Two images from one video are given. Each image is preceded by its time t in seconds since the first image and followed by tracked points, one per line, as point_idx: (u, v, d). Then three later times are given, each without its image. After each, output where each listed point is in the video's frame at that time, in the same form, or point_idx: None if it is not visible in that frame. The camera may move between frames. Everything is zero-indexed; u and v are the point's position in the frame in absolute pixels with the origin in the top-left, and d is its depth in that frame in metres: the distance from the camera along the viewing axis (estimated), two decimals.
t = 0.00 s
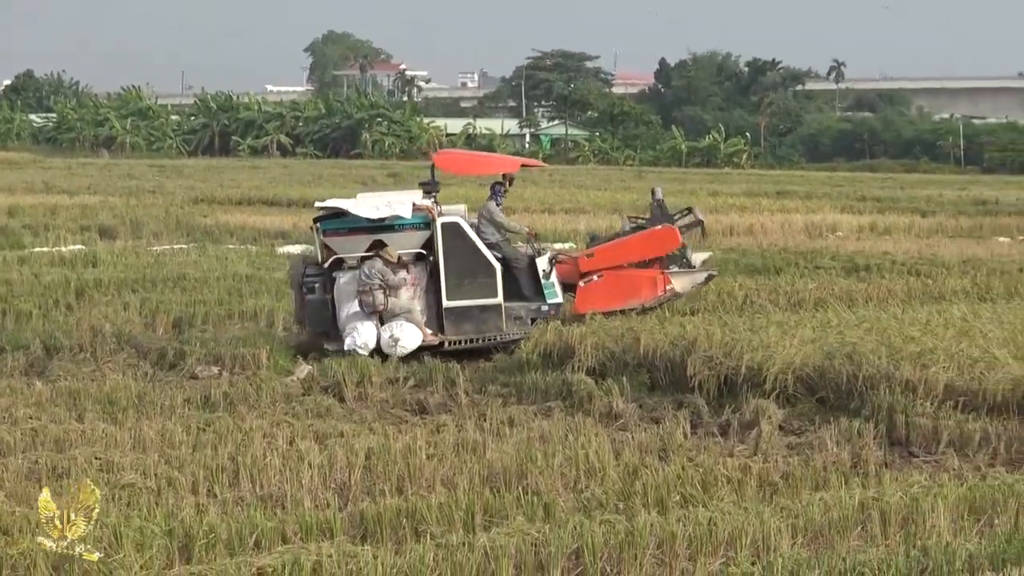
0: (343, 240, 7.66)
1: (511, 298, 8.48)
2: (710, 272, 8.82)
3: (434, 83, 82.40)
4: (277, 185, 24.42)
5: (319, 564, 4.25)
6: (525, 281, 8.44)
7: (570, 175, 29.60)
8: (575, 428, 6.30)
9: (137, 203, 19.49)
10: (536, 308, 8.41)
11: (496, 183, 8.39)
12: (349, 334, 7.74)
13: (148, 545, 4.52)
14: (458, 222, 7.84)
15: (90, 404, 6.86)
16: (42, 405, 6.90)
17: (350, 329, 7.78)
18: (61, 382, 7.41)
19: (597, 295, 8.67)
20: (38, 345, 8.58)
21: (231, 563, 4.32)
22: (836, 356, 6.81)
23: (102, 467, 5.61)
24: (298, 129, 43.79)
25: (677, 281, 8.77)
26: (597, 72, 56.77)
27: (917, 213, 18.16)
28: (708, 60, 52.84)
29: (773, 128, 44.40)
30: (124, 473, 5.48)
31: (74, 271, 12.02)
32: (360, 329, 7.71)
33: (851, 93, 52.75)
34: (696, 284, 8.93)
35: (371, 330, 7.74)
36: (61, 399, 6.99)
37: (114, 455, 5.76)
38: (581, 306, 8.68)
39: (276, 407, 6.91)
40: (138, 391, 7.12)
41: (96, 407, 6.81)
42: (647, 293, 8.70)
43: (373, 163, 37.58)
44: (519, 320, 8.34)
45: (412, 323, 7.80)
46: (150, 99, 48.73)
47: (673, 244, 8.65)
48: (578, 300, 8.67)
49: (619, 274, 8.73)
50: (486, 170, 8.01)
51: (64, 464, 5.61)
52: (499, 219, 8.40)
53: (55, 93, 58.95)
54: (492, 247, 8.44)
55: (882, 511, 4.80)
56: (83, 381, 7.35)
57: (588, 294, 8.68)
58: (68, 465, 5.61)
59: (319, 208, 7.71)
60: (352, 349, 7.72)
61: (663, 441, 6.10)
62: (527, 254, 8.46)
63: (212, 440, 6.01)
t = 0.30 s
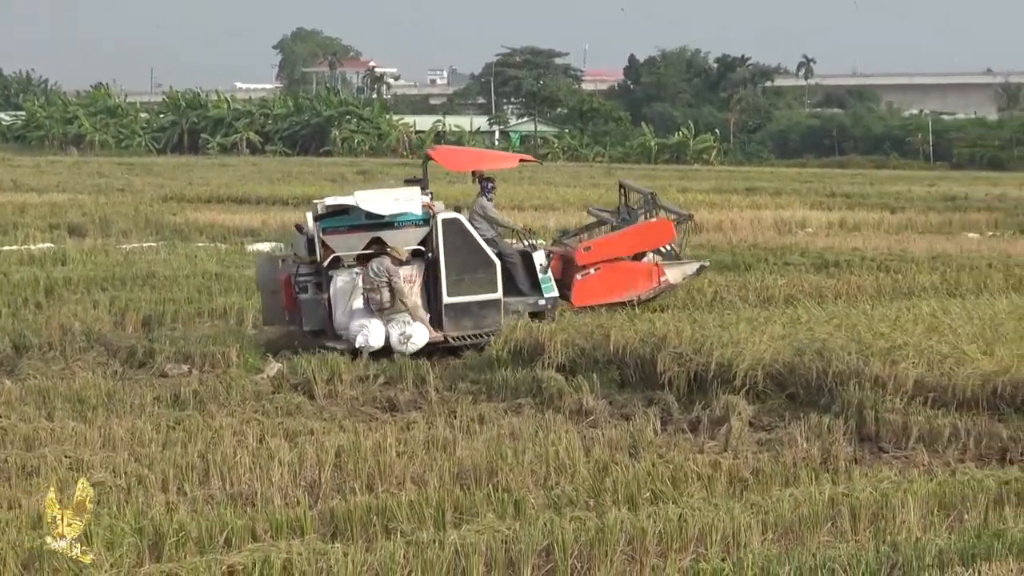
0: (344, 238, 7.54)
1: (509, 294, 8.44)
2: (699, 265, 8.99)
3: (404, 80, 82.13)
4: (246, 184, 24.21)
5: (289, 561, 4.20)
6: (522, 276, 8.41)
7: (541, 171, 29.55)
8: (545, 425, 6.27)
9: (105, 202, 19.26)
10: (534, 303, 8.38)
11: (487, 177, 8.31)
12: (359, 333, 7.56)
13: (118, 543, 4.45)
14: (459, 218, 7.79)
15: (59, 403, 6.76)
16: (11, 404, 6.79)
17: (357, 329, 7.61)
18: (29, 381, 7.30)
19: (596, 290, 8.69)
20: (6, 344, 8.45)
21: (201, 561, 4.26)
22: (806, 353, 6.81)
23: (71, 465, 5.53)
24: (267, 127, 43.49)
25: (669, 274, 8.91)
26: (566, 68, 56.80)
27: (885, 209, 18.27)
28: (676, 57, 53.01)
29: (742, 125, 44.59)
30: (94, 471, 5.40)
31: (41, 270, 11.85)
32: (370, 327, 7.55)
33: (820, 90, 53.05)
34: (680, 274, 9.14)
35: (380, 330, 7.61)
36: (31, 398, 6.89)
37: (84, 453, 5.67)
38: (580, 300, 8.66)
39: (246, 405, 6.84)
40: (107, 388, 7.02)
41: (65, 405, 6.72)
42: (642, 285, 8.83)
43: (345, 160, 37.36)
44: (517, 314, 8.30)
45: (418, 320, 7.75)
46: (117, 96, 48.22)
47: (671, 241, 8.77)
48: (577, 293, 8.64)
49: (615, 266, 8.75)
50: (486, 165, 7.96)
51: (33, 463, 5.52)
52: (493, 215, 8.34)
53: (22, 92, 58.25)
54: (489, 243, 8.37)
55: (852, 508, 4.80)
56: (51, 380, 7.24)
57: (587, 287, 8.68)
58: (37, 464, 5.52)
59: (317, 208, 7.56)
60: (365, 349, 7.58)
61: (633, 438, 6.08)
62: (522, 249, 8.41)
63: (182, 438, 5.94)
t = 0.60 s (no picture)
0: (352, 235, 7.50)
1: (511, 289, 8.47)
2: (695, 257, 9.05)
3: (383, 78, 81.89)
4: (225, 182, 24.04)
5: (270, 559, 4.16)
6: (524, 271, 8.45)
7: (521, 169, 29.52)
8: (527, 422, 6.25)
9: (84, 202, 19.08)
10: (536, 297, 8.42)
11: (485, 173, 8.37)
12: (373, 330, 7.50)
13: (100, 542, 4.41)
14: (464, 214, 7.83)
15: (39, 402, 6.70)
16: None
17: (370, 326, 7.55)
18: (9, 381, 7.23)
19: (598, 283, 8.70)
20: None
21: (183, 560, 4.23)
22: (786, 349, 6.82)
23: (52, 465, 5.47)
24: (247, 126, 43.27)
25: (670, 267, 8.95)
26: (545, 66, 56.81)
27: (865, 205, 18.34)
28: (656, 55, 53.09)
29: (721, 122, 44.70)
30: (74, 471, 5.34)
31: (20, 270, 11.73)
32: (385, 324, 7.50)
33: (798, 87, 53.23)
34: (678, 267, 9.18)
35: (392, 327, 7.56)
36: (11, 399, 6.82)
37: (65, 453, 5.62)
38: (583, 293, 8.67)
39: (227, 404, 6.79)
40: (87, 387, 6.96)
41: (45, 405, 6.65)
42: (643, 278, 8.83)
43: (324, 159, 37.20)
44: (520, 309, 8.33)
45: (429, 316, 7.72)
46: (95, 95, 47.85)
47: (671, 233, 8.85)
48: (579, 286, 8.65)
49: (616, 259, 8.76)
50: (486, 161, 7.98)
51: (13, 464, 5.46)
52: (495, 209, 8.40)
53: None
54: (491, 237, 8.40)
55: (832, 504, 4.80)
56: (31, 380, 7.17)
57: (589, 280, 8.68)
58: (18, 464, 5.46)
59: (324, 206, 7.48)
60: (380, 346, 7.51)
61: (614, 435, 6.07)
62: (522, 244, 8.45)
63: (163, 437, 5.89)
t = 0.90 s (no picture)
0: (348, 232, 7.46)
1: (507, 289, 8.48)
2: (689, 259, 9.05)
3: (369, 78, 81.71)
4: (212, 182, 23.92)
5: (257, 559, 4.13)
6: (520, 271, 8.46)
7: (508, 168, 29.47)
8: (514, 421, 6.23)
9: (70, 201, 18.97)
10: (532, 297, 8.42)
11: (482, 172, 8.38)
12: (367, 327, 7.43)
13: (87, 542, 4.38)
14: (461, 213, 7.80)
15: (26, 402, 6.65)
16: None
17: (365, 323, 7.48)
18: None
19: (594, 284, 8.68)
20: None
21: (170, 559, 4.20)
22: (773, 348, 6.82)
23: (39, 465, 5.43)
24: (234, 125, 43.12)
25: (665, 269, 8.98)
26: (532, 65, 56.81)
27: (852, 204, 18.34)
28: (642, 54, 53.13)
29: (708, 121, 44.73)
30: (62, 471, 5.30)
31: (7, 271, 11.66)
32: (379, 321, 7.42)
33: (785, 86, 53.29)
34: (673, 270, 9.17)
35: (387, 324, 7.48)
36: None
37: (52, 453, 5.58)
38: (579, 294, 8.65)
39: (214, 404, 6.75)
40: (74, 387, 6.91)
41: (32, 405, 6.60)
42: (639, 279, 8.82)
43: (310, 158, 37.11)
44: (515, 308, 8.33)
45: (425, 314, 7.64)
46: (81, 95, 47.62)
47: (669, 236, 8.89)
48: (574, 288, 8.64)
49: (612, 261, 8.74)
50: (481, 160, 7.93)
51: None
52: (492, 207, 8.40)
53: None
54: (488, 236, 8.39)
55: (819, 502, 4.79)
56: (18, 380, 7.12)
57: (585, 281, 8.66)
58: (5, 465, 5.42)
59: (321, 201, 7.44)
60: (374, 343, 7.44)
61: (601, 434, 6.05)
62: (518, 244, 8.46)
63: (150, 437, 5.85)
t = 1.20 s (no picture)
0: (332, 231, 7.43)
1: (493, 291, 8.49)
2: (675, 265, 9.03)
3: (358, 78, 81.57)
4: (201, 182, 23.85)
5: (247, 559, 4.11)
6: (506, 274, 8.45)
7: (496, 168, 29.44)
8: (504, 422, 6.21)
9: (59, 202, 18.89)
10: (517, 300, 8.41)
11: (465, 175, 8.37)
12: (349, 326, 7.38)
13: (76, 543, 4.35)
14: (446, 213, 7.74)
15: (15, 403, 6.61)
16: None
17: (347, 322, 7.43)
18: None
19: (579, 287, 8.63)
20: None
21: (160, 560, 4.18)
22: (763, 347, 6.82)
23: (28, 466, 5.40)
24: (222, 126, 43.02)
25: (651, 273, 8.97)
26: (520, 65, 56.83)
27: (840, 203, 18.35)
28: (631, 54, 53.19)
29: (696, 120, 44.76)
30: (51, 471, 5.28)
31: None
32: (361, 320, 7.38)
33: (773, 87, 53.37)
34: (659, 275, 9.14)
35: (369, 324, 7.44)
36: None
37: (41, 454, 5.55)
38: (564, 296, 8.58)
39: (203, 404, 6.73)
40: (62, 387, 6.87)
41: (20, 407, 6.56)
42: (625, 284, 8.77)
43: (299, 158, 37.03)
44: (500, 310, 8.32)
45: (408, 315, 7.61)
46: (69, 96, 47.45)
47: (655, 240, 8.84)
48: (560, 290, 8.57)
49: (597, 264, 8.69)
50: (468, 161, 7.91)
51: None
52: (478, 208, 8.36)
53: None
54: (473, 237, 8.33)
55: (809, 501, 4.79)
56: (6, 381, 7.08)
57: (571, 284, 8.60)
58: None
59: (305, 200, 7.42)
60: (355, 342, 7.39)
61: (591, 434, 6.04)
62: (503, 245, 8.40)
63: (140, 437, 5.83)
